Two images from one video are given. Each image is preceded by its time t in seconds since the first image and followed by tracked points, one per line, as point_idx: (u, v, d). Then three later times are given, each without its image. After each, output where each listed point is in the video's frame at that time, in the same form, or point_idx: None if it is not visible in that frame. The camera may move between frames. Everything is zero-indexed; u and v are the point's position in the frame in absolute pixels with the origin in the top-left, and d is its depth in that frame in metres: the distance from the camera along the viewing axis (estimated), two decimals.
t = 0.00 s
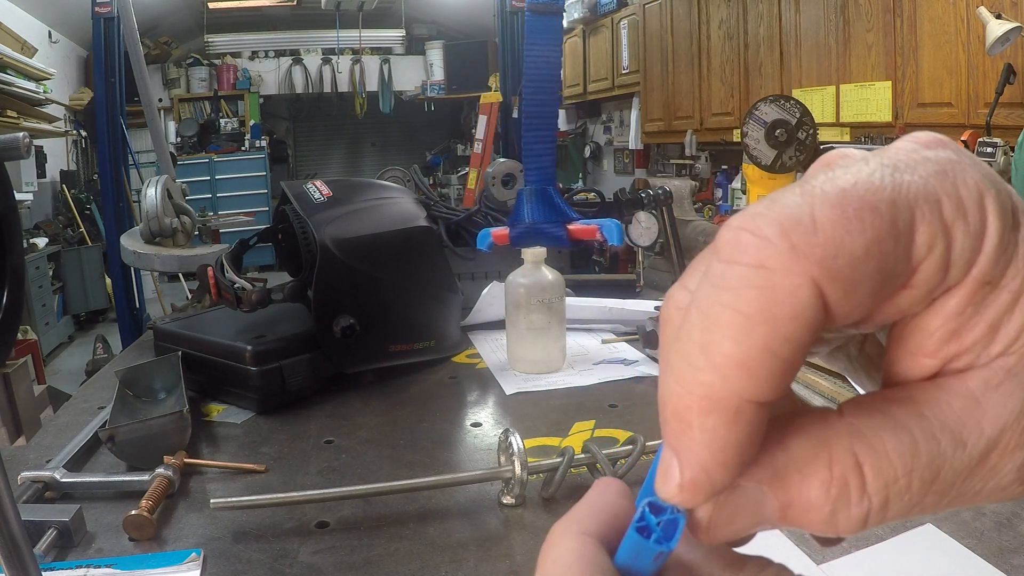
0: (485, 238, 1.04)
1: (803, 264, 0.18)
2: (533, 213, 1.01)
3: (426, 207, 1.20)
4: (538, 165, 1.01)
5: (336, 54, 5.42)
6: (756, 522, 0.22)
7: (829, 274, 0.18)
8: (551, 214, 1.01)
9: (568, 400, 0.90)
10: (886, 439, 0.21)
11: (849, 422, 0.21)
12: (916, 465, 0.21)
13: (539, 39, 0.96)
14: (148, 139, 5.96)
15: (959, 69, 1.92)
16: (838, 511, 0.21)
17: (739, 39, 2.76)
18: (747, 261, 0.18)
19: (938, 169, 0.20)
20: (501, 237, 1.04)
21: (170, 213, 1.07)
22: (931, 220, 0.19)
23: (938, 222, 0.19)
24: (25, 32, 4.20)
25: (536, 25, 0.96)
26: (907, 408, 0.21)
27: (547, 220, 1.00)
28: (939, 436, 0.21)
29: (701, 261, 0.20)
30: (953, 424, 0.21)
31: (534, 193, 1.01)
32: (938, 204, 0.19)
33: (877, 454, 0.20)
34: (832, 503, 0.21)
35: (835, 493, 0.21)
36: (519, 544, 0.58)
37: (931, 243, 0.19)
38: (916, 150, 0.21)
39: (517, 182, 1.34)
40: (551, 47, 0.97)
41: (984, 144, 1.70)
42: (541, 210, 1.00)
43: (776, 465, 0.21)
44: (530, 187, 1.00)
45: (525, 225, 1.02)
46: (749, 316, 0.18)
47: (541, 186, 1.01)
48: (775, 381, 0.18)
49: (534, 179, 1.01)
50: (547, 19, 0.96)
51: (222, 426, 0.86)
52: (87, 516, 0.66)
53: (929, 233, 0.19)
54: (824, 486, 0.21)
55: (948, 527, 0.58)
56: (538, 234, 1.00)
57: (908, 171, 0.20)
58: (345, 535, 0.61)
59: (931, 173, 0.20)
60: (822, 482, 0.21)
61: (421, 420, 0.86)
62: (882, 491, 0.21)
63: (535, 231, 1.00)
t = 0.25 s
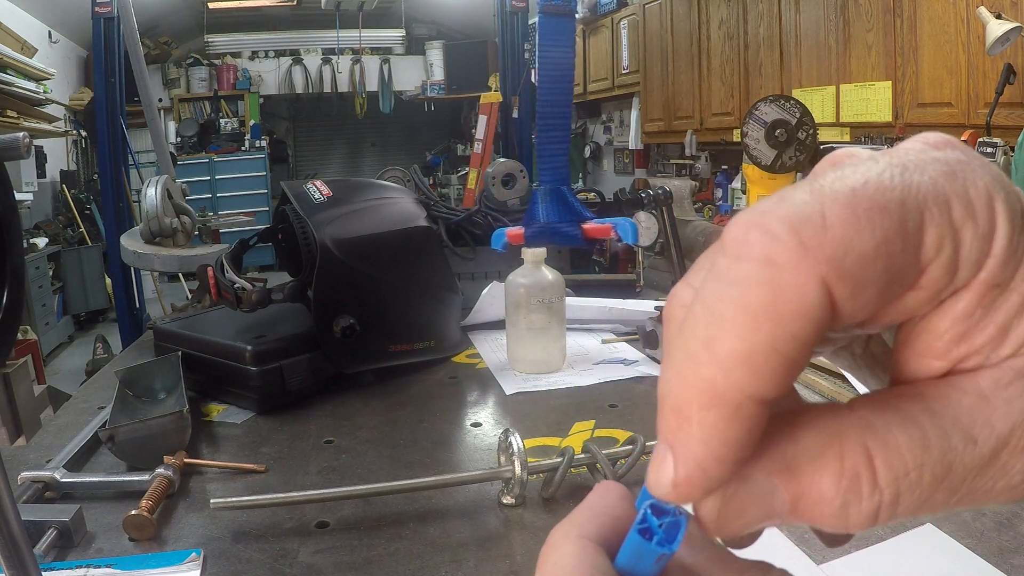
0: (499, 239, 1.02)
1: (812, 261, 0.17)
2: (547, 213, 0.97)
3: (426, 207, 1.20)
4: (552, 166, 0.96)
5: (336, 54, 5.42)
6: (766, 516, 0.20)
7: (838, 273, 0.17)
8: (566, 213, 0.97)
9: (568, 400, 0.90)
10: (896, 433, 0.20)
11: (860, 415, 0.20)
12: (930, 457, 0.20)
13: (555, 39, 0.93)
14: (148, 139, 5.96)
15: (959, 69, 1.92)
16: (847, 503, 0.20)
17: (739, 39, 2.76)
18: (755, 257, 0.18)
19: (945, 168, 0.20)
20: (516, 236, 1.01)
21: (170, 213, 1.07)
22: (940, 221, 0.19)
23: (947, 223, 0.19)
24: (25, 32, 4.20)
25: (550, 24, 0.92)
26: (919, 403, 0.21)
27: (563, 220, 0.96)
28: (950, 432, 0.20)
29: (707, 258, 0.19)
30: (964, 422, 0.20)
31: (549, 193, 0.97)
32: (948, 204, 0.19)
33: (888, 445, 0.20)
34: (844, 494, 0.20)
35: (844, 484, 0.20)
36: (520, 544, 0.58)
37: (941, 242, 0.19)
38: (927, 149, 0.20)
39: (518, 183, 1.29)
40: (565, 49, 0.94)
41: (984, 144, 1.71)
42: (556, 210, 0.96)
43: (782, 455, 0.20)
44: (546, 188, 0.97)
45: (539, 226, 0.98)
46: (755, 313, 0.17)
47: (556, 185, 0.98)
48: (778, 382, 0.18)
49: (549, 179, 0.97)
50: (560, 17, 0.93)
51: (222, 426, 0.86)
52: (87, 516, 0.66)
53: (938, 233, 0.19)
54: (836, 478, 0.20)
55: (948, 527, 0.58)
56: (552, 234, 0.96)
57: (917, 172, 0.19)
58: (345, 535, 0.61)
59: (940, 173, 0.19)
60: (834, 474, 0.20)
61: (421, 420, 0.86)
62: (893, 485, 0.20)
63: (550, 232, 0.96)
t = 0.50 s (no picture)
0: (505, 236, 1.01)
1: (849, 309, 0.16)
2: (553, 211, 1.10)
3: (426, 206, 1.20)
4: (557, 168, 1.14)
5: (336, 54, 5.42)
6: (794, 539, 0.18)
7: (876, 318, 0.16)
8: (570, 212, 1.09)
9: (568, 400, 0.90)
10: (926, 447, 0.18)
11: (889, 428, 0.19)
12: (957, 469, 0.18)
13: (557, 43, 1.10)
14: (148, 139, 5.97)
15: (959, 69, 1.91)
16: (876, 525, 0.18)
17: (739, 39, 2.76)
18: (790, 302, 0.16)
19: (968, 180, 0.18)
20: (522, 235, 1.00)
21: (170, 213, 1.07)
22: (971, 241, 0.17)
23: (978, 243, 0.17)
24: (25, 32, 4.20)
25: (554, 30, 1.09)
26: (942, 412, 0.19)
27: (566, 217, 1.08)
28: (978, 444, 0.19)
29: (724, 270, 0.19)
30: (992, 433, 0.19)
31: (554, 192, 1.10)
32: (976, 220, 0.17)
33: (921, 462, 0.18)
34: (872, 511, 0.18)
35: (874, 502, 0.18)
36: (520, 544, 0.58)
37: (973, 262, 0.17)
38: (946, 160, 0.18)
39: (518, 182, 1.35)
40: (564, 50, 1.11)
41: (985, 143, 1.71)
42: (560, 208, 1.09)
43: (813, 477, 0.18)
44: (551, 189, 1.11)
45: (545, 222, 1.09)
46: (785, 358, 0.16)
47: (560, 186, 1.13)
48: (813, 430, 0.16)
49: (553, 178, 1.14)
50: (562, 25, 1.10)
51: (222, 427, 0.86)
52: (87, 516, 0.66)
53: (970, 255, 0.17)
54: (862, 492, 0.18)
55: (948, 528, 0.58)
56: (558, 231, 1.05)
57: (942, 189, 0.17)
58: (346, 534, 0.61)
59: (964, 187, 0.18)
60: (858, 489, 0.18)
61: (420, 420, 0.86)
62: (923, 499, 0.18)
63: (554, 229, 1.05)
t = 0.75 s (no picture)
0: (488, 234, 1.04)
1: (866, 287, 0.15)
2: (534, 212, 0.98)
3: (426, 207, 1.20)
4: (539, 165, 0.96)
5: (336, 54, 5.43)
6: (824, 524, 0.16)
7: (887, 292, 0.15)
8: (553, 212, 0.98)
9: (568, 400, 0.90)
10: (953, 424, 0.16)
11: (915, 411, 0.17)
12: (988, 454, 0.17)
13: (544, 44, 0.95)
14: (148, 139, 5.97)
15: (959, 69, 1.92)
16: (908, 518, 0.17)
17: (739, 39, 2.76)
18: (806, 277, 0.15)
19: (980, 170, 0.17)
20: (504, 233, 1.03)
21: (171, 213, 1.07)
22: (983, 226, 0.16)
23: (990, 228, 0.16)
24: (25, 32, 4.20)
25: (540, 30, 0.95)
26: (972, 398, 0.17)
27: (549, 218, 0.98)
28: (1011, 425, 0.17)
29: (744, 268, 0.17)
30: None
31: (536, 192, 0.98)
32: (987, 208, 0.16)
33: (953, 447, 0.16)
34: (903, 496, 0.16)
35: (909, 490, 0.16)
36: (520, 544, 0.58)
37: (987, 245, 0.16)
38: (954, 151, 0.17)
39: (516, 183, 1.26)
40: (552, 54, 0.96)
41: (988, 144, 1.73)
42: (543, 208, 0.98)
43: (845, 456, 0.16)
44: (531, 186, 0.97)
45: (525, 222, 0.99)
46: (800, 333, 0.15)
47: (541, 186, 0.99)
48: (831, 403, 0.15)
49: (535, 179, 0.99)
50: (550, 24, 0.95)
51: (222, 426, 0.86)
52: (87, 516, 0.66)
53: (982, 237, 0.16)
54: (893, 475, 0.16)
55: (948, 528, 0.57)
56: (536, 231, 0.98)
57: (952, 176, 0.16)
58: (346, 535, 0.61)
59: (974, 177, 0.17)
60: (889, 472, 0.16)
61: (421, 420, 0.86)
62: (954, 478, 0.16)
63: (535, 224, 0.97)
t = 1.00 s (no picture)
0: (484, 234, 1.05)
1: (824, 286, 0.18)
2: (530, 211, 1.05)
3: (425, 207, 1.20)
4: (534, 165, 1.05)
5: (336, 54, 5.42)
6: (805, 515, 0.21)
7: (849, 293, 0.18)
8: (546, 211, 1.05)
9: (568, 401, 0.90)
10: (925, 417, 0.20)
11: (890, 405, 0.21)
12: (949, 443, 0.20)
13: (535, 47, 1.02)
14: (148, 139, 5.97)
15: (959, 69, 1.92)
16: (892, 508, 0.20)
17: (739, 39, 2.76)
18: (775, 284, 0.19)
19: (943, 173, 0.20)
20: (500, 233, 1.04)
21: (170, 213, 1.07)
22: (941, 226, 0.20)
23: (948, 227, 0.20)
24: (25, 32, 4.20)
25: (531, 33, 1.02)
26: (934, 387, 0.21)
27: (543, 216, 1.04)
28: (980, 415, 0.20)
29: (727, 279, 0.20)
30: (978, 403, 0.21)
31: (530, 192, 1.05)
32: (948, 207, 0.20)
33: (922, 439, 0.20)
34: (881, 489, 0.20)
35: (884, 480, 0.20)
36: (520, 544, 0.58)
37: (946, 242, 0.20)
38: (917, 159, 0.21)
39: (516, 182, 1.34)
40: (542, 55, 1.03)
41: (984, 143, 1.71)
42: (537, 207, 1.04)
43: (815, 447, 0.20)
44: (528, 187, 1.04)
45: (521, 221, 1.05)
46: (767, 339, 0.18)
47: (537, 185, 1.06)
48: (794, 398, 0.19)
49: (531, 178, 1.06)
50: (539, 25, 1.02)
51: (222, 427, 0.86)
52: (87, 516, 0.66)
53: (941, 236, 0.19)
54: (856, 470, 0.20)
55: (949, 528, 0.58)
56: (535, 228, 1.03)
57: (915, 180, 0.20)
58: (346, 535, 0.61)
59: (938, 179, 0.20)
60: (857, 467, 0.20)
61: (420, 420, 0.86)
62: (927, 471, 0.20)
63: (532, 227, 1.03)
